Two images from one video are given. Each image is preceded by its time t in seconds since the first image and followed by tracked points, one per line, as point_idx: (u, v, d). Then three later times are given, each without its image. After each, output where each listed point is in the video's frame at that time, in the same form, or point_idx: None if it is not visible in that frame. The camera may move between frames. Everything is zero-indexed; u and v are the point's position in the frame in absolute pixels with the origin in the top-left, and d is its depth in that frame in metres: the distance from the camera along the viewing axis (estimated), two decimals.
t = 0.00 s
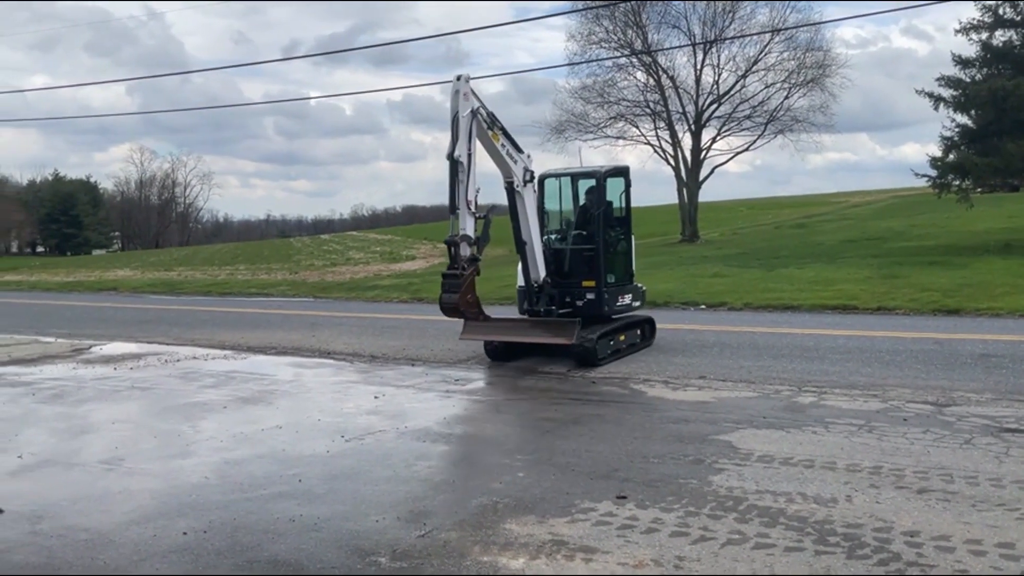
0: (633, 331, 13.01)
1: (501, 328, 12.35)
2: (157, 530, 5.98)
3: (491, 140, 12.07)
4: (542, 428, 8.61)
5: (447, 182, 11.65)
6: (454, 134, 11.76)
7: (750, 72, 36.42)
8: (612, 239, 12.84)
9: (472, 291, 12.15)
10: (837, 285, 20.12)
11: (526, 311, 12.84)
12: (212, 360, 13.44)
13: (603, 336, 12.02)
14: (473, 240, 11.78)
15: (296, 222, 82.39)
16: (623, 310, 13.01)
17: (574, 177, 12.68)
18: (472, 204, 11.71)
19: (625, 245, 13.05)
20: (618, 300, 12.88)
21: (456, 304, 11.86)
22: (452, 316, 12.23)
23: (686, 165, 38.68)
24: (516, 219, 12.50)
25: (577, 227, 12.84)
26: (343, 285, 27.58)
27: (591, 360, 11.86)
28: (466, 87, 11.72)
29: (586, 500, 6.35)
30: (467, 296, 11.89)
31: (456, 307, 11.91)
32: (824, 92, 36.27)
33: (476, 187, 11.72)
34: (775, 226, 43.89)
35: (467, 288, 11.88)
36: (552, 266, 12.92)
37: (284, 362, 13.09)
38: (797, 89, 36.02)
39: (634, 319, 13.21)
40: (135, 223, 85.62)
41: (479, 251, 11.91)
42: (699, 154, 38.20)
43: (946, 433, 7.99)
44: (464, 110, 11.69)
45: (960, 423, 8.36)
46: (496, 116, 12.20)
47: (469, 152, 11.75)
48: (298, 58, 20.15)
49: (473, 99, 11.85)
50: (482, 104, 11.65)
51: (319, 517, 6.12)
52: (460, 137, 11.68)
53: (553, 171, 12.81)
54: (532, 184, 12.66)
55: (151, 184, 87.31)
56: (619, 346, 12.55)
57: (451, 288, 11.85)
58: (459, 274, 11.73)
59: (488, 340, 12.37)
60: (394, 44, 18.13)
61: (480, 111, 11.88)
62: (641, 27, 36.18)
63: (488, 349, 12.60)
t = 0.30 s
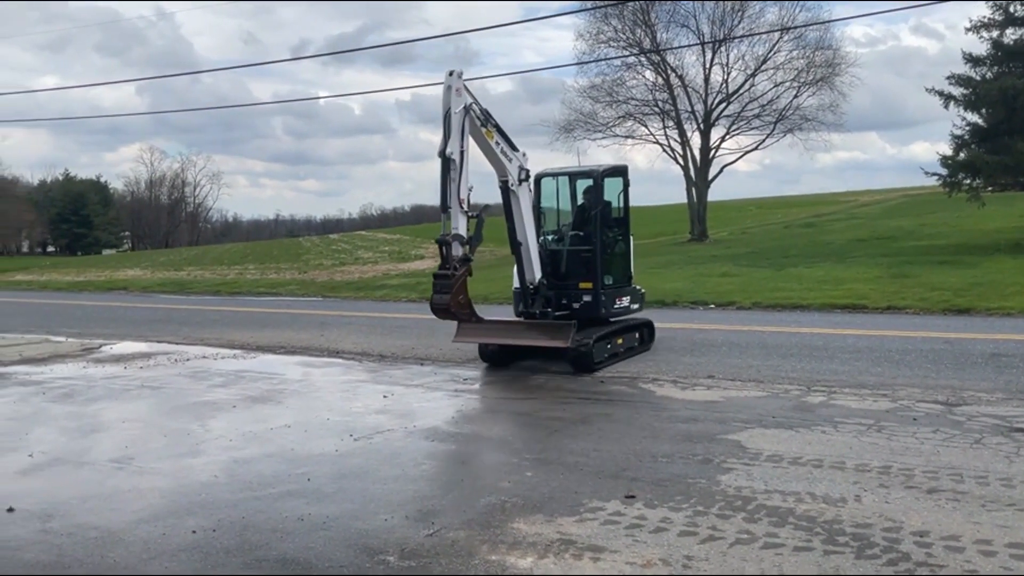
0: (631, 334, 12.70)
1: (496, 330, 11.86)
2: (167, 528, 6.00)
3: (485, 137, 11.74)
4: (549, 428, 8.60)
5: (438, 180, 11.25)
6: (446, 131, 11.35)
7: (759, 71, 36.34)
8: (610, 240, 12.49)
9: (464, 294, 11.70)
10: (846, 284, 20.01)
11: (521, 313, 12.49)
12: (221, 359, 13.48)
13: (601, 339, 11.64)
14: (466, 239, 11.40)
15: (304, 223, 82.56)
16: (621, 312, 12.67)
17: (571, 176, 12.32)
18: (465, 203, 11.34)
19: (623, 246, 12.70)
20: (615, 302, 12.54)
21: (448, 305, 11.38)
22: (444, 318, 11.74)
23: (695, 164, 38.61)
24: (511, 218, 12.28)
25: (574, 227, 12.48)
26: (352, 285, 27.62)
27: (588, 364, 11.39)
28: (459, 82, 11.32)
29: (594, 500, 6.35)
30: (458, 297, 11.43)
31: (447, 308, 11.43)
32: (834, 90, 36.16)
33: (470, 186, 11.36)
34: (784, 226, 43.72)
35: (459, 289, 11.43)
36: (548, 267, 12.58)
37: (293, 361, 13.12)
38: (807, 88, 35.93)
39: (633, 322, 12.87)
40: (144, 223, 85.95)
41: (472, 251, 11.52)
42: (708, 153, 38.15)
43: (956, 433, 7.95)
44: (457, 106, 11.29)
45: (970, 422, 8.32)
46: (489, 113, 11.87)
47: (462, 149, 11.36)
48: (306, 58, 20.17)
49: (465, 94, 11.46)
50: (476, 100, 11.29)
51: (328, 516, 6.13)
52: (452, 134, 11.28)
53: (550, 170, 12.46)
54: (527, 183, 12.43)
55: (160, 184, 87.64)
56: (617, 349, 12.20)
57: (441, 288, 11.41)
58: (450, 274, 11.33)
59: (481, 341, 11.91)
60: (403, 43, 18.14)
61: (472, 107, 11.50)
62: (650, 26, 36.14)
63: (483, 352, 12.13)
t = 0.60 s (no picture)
0: (629, 338, 12.21)
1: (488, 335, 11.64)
2: (179, 527, 6.03)
3: (475, 138, 11.27)
4: (559, 428, 8.61)
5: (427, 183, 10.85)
6: (434, 132, 10.89)
7: (770, 70, 36.24)
8: (607, 241, 11.89)
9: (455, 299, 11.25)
10: (858, 284, 19.90)
11: (516, 317, 11.97)
12: (233, 359, 13.55)
13: (597, 344, 11.25)
14: (456, 244, 10.96)
15: (315, 223, 82.70)
16: (619, 316, 12.07)
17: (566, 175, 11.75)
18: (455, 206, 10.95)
19: (621, 248, 12.10)
20: (613, 306, 11.93)
21: (438, 312, 10.95)
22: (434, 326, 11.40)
23: (705, 163, 38.52)
24: (503, 220, 11.79)
25: (570, 228, 11.90)
26: (362, 284, 27.66)
27: (584, 370, 11.01)
28: (448, 82, 10.81)
29: (604, 500, 6.35)
30: (449, 303, 11.00)
31: (437, 315, 11.00)
32: (844, 89, 36.04)
33: (460, 189, 10.95)
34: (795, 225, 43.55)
35: (449, 295, 11.00)
36: (543, 270, 12.02)
37: (303, 361, 13.16)
38: (817, 87, 35.81)
39: (631, 326, 12.28)
40: (155, 223, 86.24)
41: (462, 256, 11.08)
42: (718, 152, 38.06)
43: (967, 433, 7.92)
44: (446, 107, 10.82)
45: (981, 422, 8.29)
46: (481, 113, 11.37)
47: (451, 152, 10.94)
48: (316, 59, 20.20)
49: (455, 94, 10.97)
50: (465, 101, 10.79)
51: (339, 515, 6.15)
52: (441, 136, 10.84)
53: (544, 169, 11.91)
54: (520, 183, 11.90)
55: (171, 184, 87.96)
56: (614, 354, 11.80)
57: (431, 295, 10.98)
58: (440, 280, 10.88)
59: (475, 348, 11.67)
60: (412, 43, 18.14)
61: (462, 107, 11.02)
62: (660, 25, 36.10)
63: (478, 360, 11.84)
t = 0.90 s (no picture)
0: (626, 343, 11.85)
1: (482, 341, 11.26)
2: (192, 527, 6.06)
3: (465, 139, 10.87)
4: (569, 428, 8.61)
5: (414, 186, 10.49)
6: (422, 133, 10.54)
7: (780, 69, 36.14)
8: (603, 243, 11.49)
9: (444, 306, 10.84)
10: (870, 283, 19.82)
11: (510, 322, 11.55)
12: (244, 359, 13.61)
13: (594, 349, 10.89)
14: (445, 249, 10.63)
15: (326, 223, 82.88)
16: (615, 320, 11.69)
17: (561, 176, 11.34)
18: (443, 210, 10.58)
19: (617, 249, 11.71)
20: (609, 309, 11.54)
21: (426, 319, 10.53)
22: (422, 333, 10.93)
23: (715, 162, 38.44)
24: (495, 222, 11.34)
25: (564, 230, 11.47)
26: (373, 284, 27.73)
27: (580, 376, 10.67)
28: (435, 81, 10.48)
29: (615, 500, 6.35)
30: (437, 309, 10.59)
31: (425, 322, 10.57)
32: (856, 88, 35.91)
33: (448, 192, 10.57)
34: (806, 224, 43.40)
35: (437, 301, 10.59)
36: (537, 273, 11.59)
37: (315, 361, 13.20)
38: (828, 85, 35.69)
39: (628, 330, 11.92)
40: (167, 224, 86.64)
41: (452, 261, 10.73)
42: (728, 152, 37.98)
43: (980, 433, 7.89)
44: (433, 108, 10.46)
45: (994, 422, 8.26)
46: (471, 113, 10.96)
47: (439, 154, 10.55)
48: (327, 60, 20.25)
49: (442, 93, 10.61)
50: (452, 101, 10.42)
51: (351, 515, 6.17)
52: (428, 137, 10.46)
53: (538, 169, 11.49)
54: (512, 185, 11.44)
55: (183, 185, 88.33)
56: (612, 360, 11.43)
57: (419, 300, 10.56)
58: (428, 285, 10.49)
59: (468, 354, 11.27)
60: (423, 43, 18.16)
61: (450, 107, 10.65)
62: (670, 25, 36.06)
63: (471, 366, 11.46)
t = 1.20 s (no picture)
0: (624, 346, 11.54)
1: (476, 344, 10.98)
2: (205, 526, 6.08)
3: (456, 135, 10.63)
4: (580, 427, 8.60)
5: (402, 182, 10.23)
6: (411, 129, 10.29)
7: (792, 67, 36.01)
8: (599, 244, 11.24)
9: (432, 307, 10.54)
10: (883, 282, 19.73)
11: (503, 325, 11.30)
12: (256, 359, 13.64)
13: (589, 352, 10.57)
14: (434, 248, 10.36)
15: (338, 223, 83.02)
16: (613, 324, 11.43)
17: (556, 175, 11.09)
18: (433, 207, 10.29)
19: (614, 251, 11.46)
20: (606, 313, 11.28)
21: (415, 320, 10.21)
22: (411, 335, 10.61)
23: (727, 161, 38.34)
24: (488, 221, 11.15)
25: (560, 231, 11.22)
26: (384, 284, 27.77)
27: (575, 381, 10.37)
28: (424, 75, 10.25)
29: (627, 499, 6.34)
30: (426, 310, 10.28)
31: (413, 322, 10.24)
32: (868, 86, 35.76)
33: (437, 188, 10.30)
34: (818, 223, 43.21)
35: (427, 301, 10.29)
36: (532, 275, 11.33)
37: (326, 361, 13.23)
38: (840, 83, 35.57)
39: (625, 333, 11.65)
40: (179, 225, 86.95)
41: (441, 261, 10.45)
42: (740, 150, 37.87)
43: (995, 431, 7.86)
44: (423, 101, 10.21)
45: (1008, 421, 8.22)
46: (463, 108, 10.73)
47: (428, 149, 10.29)
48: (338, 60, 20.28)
49: (432, 88, 10.38)
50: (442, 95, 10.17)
51: (364, 514, 6.18)
52: (417, 132, 10.21)
53: (533, 168, 11.25)
54: (505, 183, 11.20)
55: (195, 186, 88.60)
56: (608, 364, 11.11)
57: (407, 301, 10.25)
58: (417, 285, 10.18)
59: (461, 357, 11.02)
60: (434, 44, 18.19)
61: (440, 102, 10.41)
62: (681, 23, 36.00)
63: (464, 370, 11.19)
